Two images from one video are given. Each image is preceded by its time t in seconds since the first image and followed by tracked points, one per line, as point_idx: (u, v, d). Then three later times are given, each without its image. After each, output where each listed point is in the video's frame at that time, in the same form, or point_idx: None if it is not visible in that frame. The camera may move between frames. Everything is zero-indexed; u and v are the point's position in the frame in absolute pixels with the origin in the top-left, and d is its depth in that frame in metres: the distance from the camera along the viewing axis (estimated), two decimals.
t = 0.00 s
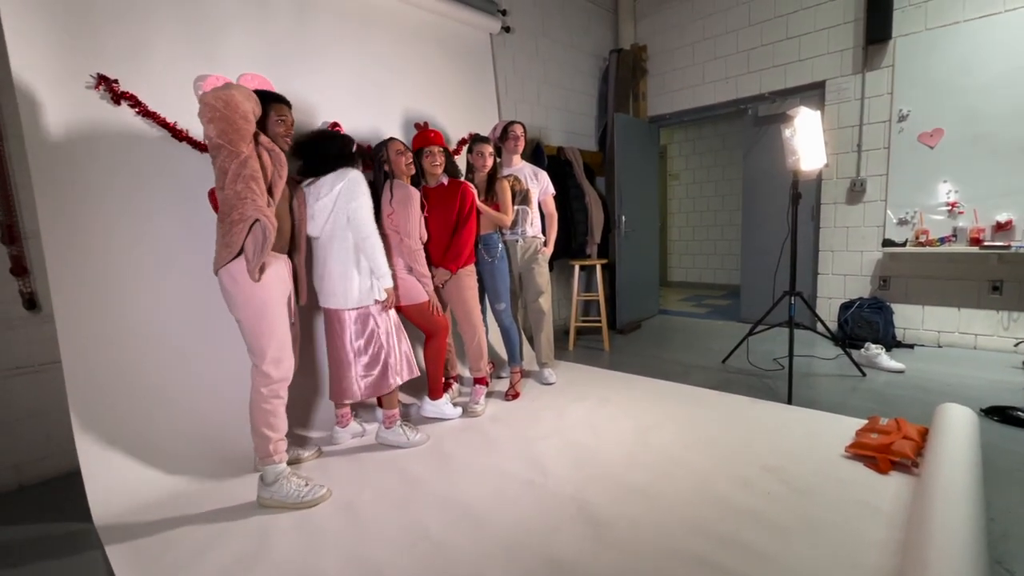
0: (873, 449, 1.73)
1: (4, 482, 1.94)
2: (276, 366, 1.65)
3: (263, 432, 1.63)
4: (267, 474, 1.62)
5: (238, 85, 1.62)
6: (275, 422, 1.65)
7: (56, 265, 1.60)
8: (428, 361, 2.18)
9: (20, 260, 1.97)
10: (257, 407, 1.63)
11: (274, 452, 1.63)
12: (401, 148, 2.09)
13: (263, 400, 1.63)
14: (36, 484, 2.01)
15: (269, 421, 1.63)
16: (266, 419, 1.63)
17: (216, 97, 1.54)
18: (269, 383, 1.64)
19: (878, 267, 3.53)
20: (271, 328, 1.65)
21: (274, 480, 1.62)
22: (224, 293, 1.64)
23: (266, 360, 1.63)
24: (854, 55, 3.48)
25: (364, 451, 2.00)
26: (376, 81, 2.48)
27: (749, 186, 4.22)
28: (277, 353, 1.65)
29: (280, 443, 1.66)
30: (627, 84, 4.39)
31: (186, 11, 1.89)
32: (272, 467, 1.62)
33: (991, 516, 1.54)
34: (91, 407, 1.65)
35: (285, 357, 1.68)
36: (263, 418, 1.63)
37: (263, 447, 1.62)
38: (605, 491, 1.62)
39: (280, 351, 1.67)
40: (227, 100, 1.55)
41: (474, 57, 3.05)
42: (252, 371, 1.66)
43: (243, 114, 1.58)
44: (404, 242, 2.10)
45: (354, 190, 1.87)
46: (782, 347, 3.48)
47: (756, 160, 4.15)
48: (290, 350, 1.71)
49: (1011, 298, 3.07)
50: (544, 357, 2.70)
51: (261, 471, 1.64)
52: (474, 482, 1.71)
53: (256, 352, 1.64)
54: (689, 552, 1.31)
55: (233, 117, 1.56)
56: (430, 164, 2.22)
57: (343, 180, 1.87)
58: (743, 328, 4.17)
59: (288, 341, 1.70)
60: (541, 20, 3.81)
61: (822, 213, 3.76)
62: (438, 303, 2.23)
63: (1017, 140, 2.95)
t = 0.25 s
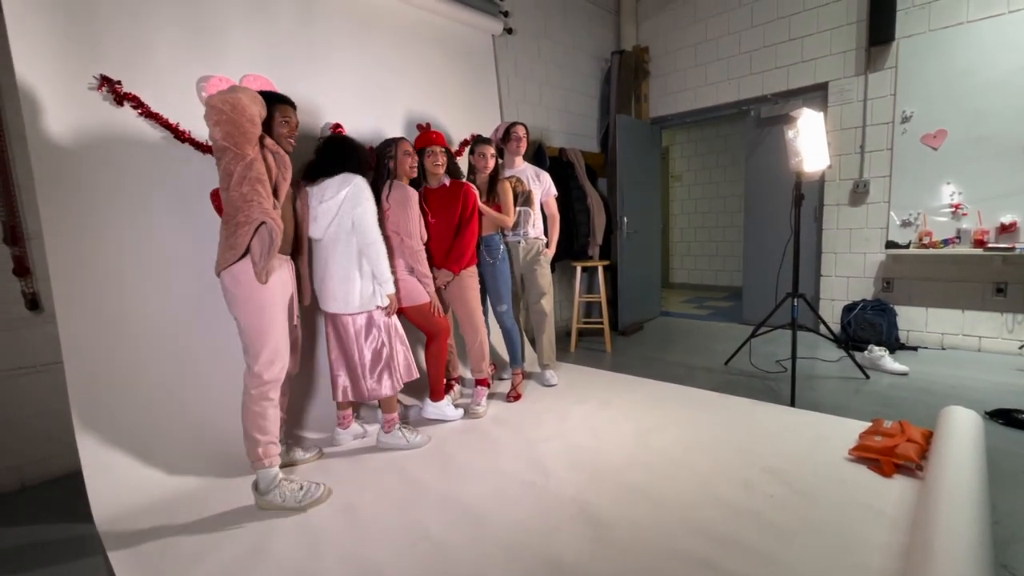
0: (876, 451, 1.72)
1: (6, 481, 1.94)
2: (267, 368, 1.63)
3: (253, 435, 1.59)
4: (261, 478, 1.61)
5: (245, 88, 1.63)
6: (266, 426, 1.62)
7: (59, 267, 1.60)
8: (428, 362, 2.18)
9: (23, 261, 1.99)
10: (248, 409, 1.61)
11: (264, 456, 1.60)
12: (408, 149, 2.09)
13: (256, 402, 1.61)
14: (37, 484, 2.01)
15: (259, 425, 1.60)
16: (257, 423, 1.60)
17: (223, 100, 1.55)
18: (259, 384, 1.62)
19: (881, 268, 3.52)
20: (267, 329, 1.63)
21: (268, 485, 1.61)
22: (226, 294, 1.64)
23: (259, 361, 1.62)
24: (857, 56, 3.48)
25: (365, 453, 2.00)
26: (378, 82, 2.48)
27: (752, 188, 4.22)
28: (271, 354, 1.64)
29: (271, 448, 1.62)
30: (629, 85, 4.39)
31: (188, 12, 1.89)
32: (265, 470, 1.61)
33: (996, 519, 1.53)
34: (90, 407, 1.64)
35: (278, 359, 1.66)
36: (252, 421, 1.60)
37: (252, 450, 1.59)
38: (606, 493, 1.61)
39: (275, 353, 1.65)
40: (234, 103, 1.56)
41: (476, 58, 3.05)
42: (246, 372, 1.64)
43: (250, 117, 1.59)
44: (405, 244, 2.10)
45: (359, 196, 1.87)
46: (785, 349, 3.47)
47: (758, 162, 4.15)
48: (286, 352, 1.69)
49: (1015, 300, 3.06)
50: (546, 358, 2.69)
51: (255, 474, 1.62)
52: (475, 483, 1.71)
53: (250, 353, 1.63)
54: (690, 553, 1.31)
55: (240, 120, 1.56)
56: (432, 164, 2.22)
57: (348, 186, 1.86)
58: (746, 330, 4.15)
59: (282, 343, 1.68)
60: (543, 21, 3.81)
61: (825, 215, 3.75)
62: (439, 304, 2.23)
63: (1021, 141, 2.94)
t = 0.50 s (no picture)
0: (879, 453, 1.71)
1: (8, 481, 1.95)
2: (271, 368, 1.64)
3: (255, 435, 1.60)
4: (265, 478, 1.61)
5: (250, 89, 1.63)
6: (268, 426, 1.62)
7: (63, 268, 1.61)
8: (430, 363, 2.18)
9: (27, 261, 1.99)
10: (252, 409, 1.61)
11: (269, 456, 1.60)
12: (415, 154, 2.11)
13: (259, 402, 1.61)
14: (40, 483, 2.02)
15: (262, 425, 1.61)
16: (259, 423, 1.60)
17: (231, 102, 1.55)
18: (262, 384, 1.62)
19: (884, 270, 3.51)
20: (270, 329, 1.64)
21: (272, 484, 1.61)
22: (231, 294, 1.65)
23: (261, 361, 1.62)
24: (859, 58, 3.47)
25: (367, 453, 2.00)
26: (380, 83, 2.49)
27: (754, 189, 4.21)
28: (274, 354, 1.64)
29: (274, 448, 1.62)
30: (631, 87, 4.40)
31: (192, 14, 1.90)
32: (269, 470, 1.61)
33: (999, 521, 1.53)
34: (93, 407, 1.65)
35: (280, 359, 1.66)
36: (257, 421, 1.61)
37: (255, 450, 1.59)
38: (607, 494, 1.61)
39: (278, 353, 1.66)
40: (241, 105, 1.56)
41: (478, 60, 3.06)
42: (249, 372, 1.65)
43: (258, 118, 1.59)
44: (408, 245, 2.10)
45: (359, 197, 1.87)
46: (787, 351, 3.46)
47: (760, 163, 4.15)
48: (289, 352, 1.70)
49: (1018, 302, 3.05)
50: (548, 359, 2.69)
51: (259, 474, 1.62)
52: (477, 484, 1.71)
53: (253, 353, 1.64)
54: (692, 555, 1.31)
55: (247, 122, 1.57)
56: (434, 165, 2.22)
57: (348, 187, 1.86)
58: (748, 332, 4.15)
59: (285, 343, 1.68)
60: (545, 23, 3.82)
61: (828, 216, 3.74)
62: (442, 305, 2.24)
63: None
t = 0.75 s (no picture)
0: (884, 455, 1.70)
1: (14, 480, 1.96)
2: (275, 368, 1.64)
3: (258, 435, 1.60)
4: (267, 480, 1.61)
5: (255, 90, 1.63)
6: (271, 426, 1.62)
7: (69, 269, 1.62)
8: (434, 364, 2.19)
9: (34, 261, 2.00)
10: (255, 409, 1.62)
11: (270, 457, 1.60)
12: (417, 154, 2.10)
13: (263, 402, 1.62)
14: (46, 482, 2.03)
15: (265, 425, 1.61)
16: (262, 423, 1.61)
17: (236, 103, 1.56)
18: (266, 384, 1.63)
19: (889, 271, 3.49)
20: (276, 330, 1.65)
21: (274, 487, 1.60)
22: (237, 294, 1.66)
23: (267, 362, 1.63)
24: (864, 58, 3.46)
25: (371, 453, 2.01)
26: (384, 84, 2.49)
27: (758, 190, 4.20)
28: (279, 354, 1.65)
29: (276, 448, 1.62)
30: (634, 87, 4.39)
31: (197, 16, 1.91)
32: (270, 471, 1.61)
33: (1005, 525, 1.52)
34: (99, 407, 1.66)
35: (286, 358, 1.67)
36: (260, 422, 1.61)
37: (258, 451, 1.60)
38: (611, 495, 1.61)
39: (283, 354, 1.66)
40: (247, 105, 1.57)
41: (482, 61, 3.06)
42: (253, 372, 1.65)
43: (263, 119, 1.60)
44: (412, 246, 2.10)
45: (359, 197, 1.86)
46: (791, 352, 3.45)
47: (764, 164, 4.13)
48: (294, 353, 1.70)
49: None
50: (551, 360, 2.69)
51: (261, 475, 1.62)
52: (480, 486, 1.71)
53: (259, 353, 1.64)
54: (696, 558, 1.30)
55: (252, 123, 1.58)
56: (438, 166, 2.22)
57: (348, 188, 1.86)
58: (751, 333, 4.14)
59: (291, 343, 1.69)
60: (549, 23, 3.82)
61: (832, 217, 3.73)
62: (445, 306, 2.24)
63: None
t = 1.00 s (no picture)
0: (887, 458, 1.70)
1: (19, 480, 1.97)
2: (279, 369, 1.64)
3: (261, 436, 1.61)
4: (268, 482, 1.61)
5: (257, 91, 1.64)
6: (274, 427, 1.63)
7: (74, 270, 1.63)
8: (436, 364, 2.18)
9: (39, 262, 2.01)
10: (258, 410, 1.62)
11: (273, 458, 1.61)
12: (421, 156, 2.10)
13: (266, 403, 1.62)
14: (50, 483, 2.04)
15: (268, 426, 1.61)
16: (265, 424, 1.61)
17: (237, 104, 1.57)
18: (270, 386, 1.63)
19: (892, 273, 3.48)
20: (281, 330, 1.65)
21: (275, 489, 1.61)
22: (243, 296, 1.66)
23: (271, 363, 1.63)
24: (867, 59, 3.46)
25: (373, 454, 2.01)
26: (387, 86, 2.50)
27: (760, 191, 4.20)
28: (283, 355, 1.65)
29: (279, 450, 1.63)
30: (637, 89, 4.39)
31: (202, 18, 1.92)
32: (272, 473, 1.61)
33: (1010, 528, 1.51)
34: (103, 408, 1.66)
35: (290, 359, 1.67)
36: (262, 423, 1.61)
37: (261, 452, 1.60)
38: (613, 498, 1.60)
39: (287, 355, 1.67)
40: (247, 107, 1.58)
41: (484, 62, 3.06)
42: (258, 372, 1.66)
43: (264, 120, 1.61)
44: (415, 246, 2.10)
45: (356, 197, 1.87)
46: (794, 354, 3.44)
47: (767, 165, 4.13)
48: (299, 355, 1.71)
49: None
50: (553, 362, 2.69)
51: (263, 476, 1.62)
52: (482, 487, 1.71)
53: (264, 354, 1.64)
54: (699, 560, 1.30)
55: (253, 124, 1.58)
56: (440, 167, 2.23)
57: (345, 188, 1.88)
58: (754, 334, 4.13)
59: (296, 344, 1.69)
60: (551, 25, 3.82)
61: (835, 218, 3.72)
62: (448, 306, 2.24)
63: None
